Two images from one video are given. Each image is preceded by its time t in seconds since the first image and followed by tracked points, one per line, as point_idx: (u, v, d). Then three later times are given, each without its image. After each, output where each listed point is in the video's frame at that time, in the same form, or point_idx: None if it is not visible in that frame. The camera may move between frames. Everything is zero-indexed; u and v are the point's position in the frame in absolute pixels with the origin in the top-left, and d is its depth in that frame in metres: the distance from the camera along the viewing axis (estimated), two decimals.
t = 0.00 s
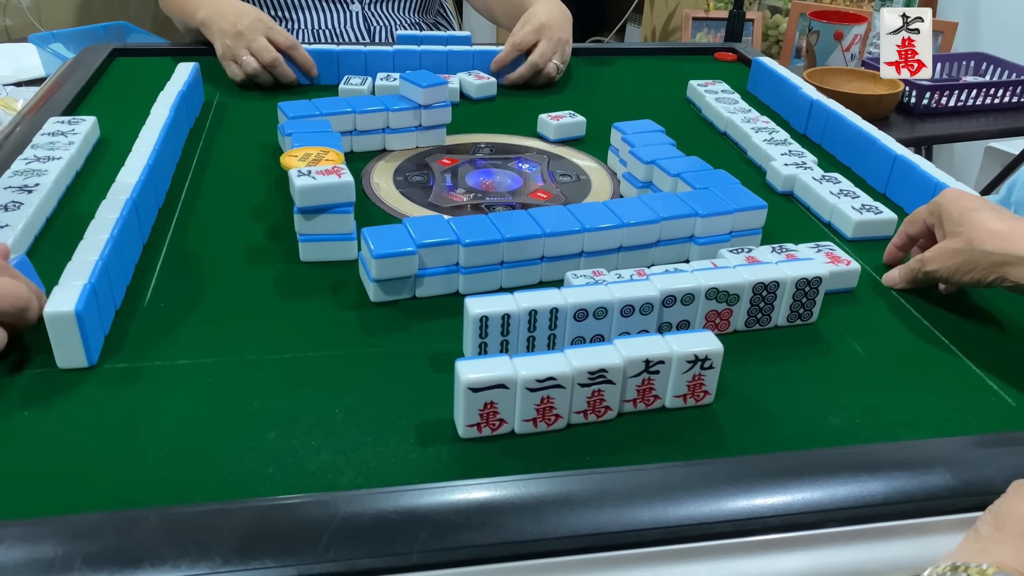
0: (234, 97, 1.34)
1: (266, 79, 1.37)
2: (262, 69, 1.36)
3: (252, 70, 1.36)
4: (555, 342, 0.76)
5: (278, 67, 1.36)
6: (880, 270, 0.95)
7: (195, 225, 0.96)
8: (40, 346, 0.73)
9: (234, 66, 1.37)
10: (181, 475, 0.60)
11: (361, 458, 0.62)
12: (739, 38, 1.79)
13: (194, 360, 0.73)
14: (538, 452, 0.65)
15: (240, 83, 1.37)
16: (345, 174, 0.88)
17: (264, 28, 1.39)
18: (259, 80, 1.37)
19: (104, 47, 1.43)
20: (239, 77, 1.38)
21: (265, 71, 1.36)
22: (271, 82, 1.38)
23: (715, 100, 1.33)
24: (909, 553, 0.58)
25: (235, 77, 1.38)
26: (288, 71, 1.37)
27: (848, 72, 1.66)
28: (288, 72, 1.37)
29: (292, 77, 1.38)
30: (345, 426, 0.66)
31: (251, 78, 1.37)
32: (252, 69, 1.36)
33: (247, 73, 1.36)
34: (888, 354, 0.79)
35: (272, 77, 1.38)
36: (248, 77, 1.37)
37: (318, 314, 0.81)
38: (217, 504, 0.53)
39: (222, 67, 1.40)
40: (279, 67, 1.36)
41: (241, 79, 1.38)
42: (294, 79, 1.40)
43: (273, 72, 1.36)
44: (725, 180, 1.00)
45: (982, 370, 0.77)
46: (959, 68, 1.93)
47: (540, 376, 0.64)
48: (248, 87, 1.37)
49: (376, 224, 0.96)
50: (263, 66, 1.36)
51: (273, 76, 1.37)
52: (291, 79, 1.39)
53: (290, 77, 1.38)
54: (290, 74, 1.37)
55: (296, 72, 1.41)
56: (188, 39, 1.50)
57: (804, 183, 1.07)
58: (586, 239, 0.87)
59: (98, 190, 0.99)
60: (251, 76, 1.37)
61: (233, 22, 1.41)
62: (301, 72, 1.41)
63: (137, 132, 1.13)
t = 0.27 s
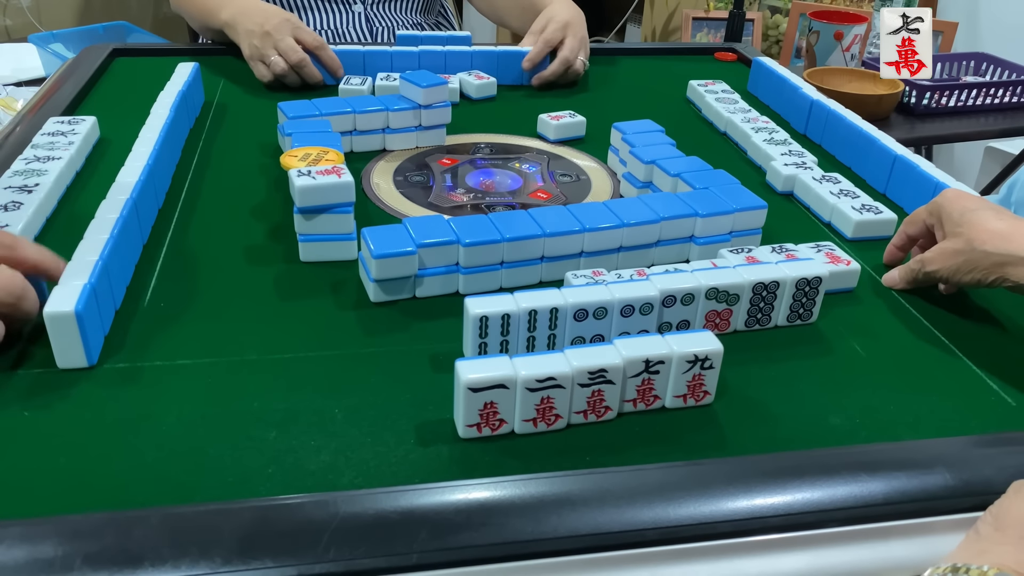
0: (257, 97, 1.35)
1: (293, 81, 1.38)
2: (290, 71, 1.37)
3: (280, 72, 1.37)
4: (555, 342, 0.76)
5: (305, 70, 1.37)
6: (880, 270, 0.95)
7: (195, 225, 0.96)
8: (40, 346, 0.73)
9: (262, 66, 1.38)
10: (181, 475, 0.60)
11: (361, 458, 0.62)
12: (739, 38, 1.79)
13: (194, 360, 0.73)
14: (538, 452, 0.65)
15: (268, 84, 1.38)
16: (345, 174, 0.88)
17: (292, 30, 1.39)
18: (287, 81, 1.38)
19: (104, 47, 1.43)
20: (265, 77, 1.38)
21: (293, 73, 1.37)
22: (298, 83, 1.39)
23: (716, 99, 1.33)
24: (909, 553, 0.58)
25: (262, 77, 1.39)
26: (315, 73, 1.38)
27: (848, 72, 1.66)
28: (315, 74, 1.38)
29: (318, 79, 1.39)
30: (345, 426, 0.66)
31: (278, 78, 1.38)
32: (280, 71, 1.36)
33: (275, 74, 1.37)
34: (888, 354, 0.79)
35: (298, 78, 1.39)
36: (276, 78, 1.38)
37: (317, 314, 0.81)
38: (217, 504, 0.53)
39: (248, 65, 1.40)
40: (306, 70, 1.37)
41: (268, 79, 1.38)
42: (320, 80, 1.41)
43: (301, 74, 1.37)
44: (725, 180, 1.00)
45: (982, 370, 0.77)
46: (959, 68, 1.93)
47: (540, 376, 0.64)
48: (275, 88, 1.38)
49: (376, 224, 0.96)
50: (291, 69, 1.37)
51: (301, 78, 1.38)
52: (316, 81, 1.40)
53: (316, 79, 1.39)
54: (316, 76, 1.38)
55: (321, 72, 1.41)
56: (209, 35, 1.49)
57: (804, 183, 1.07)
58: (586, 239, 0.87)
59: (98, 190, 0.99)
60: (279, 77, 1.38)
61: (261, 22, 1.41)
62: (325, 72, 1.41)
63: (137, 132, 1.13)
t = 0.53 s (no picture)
0: (244, 97, 1.35)
1: (280, 81, 1.38)
2: (271, 72, 1.37)
3: (263, 75, 1.38)
4: (555, 342, 0.76)
5: (281, 67, 1.35)
6: (880, 270, 0.95)
7: (195, 225, 0.96)
8: (40, 346, 0.73)
9: (250, 71, 1.40)
10: (181, 474, 0.60)
11: (361, 458, 0.62)
12: (739, 38, 1.79)
13: (193, 360, 0.73)
14: (538, 452, 0.65)
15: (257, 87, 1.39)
16: (345, 174, 0.88)
17: (270, 30, 1.39)
18: (275, 83, 1.39)
19: (104, 48, 1.43)
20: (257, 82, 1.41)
21: (274, 73, 1.37)
22: (285, 82, 1.38)
23: (716, 100, 1.33)
24: (908, 552, 0.58)
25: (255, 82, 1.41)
26: (291, 68, 1.36)
27: (848, 72, 1.66)
28: (290, 70, 1.36)
29: (299, 73, 1.37)
30: (345, 426, 0.66)
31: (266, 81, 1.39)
32: (263, 74, 1.37)
33: (260, 77, 1.39)
34: (888, 354, 0.79)
35: (280, 77, 1.38)
36: (263, 81, 1.39)
37: (317, 314, 0.81)
38: (217, 504, 0.53)
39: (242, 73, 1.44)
40: (281, 67, 1.35)
41: (259, 84, 1.40)
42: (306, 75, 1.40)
43: (280, 73, 1.36)
44: (725, 180, 1.00)
45: (982, 370, 0.77)
46: (959, 68, 1.93)
47: (540, 376, 0.64)
48: (265, 90, 1.39)
49: (376, 224, 0.96)
50: (270, 69, 1.36)
51: (283, 77, 1.37)
52: (299, 76, 1.38)
53: (297, 74, 1.37)
54: (293, 71, 1.36)
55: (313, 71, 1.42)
56: (205, 42, 1.52)
57: (804, 183, 1.07)
58: (586, 239, 0.87)
59: (98, 190, 0.99)
60: (266, 80, 1.39)
61: (244, 25, 1.43)
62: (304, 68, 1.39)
63: (137, 132, 1.13)
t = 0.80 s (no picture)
0: (237, 98, 1.35)
1: (269, 85, 1.38)
2: (259, 76, 1.36)
3: (252, 78, 1.38)
4: (555, 342, 0.76)
5: (269, 71, 1.35)
6: (880, 270, 0.95)
7: (195, 225, 0.96)
8: (40, 346, 0.73)
9: (240, 73, 1.40)
10: (182, 474, 0.60)
11: (361, 458, 0.62)
12: (739, 38, 1.79)
13: (193, 360, 0.73)
14: (538, 452, 0.65)
15: (248, 89, 1.39)
16: (345, 174, 0.88)
17: (261, 33, 1.39)
18: (264, 86, 1.39)
19: (104, 48, 1.43)
20: (248, 84, 1.41)
21: (263, 77, 1.37)
22: (273, 86, 1.38)
23: (715, 99, 1.33)
24: (908, 553, 0.58)
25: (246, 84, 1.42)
26: (279, 73, 1.35)
27: (848, 72, 1.66)
28: (278, 74, 1.35)
29: (287, 78, 1.37)
30: (345, 426, 0.66)
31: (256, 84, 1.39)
32: (252, 78, 1.37)
33: (250, 79, 1.38)
34: (888, 354, 0.79)
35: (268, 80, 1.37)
36: (253, 83, 1.39)
37: (317, 313, 0.81)
38: (217, 504, 0.53)
39: (235, 73, 1.44)
40: (269, 71, 1.35)
41: (249, 86, 1.40)
42: (296, 80, 1.40)
43: (268, 76, 1.36)
44: (725, 180, 1.00)
45: (982, 370, 0.77)
46: (959, 68, 1.93)
47: (540, 376, 0.64)
48: (255, 91, 1.39)
49: (376, 224, 0.96)
50: (258, 73, 1.36)
51: (270, 81, 1.37)
52: (287, 81, 1.37)
53: (285, 79, 1.37)
54: (281, 76, 1.36)
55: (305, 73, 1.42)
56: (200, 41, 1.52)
57: (804, 183, 1.07)
58: (586, 239, 0.87)
59: (98, 190, 0.99)
60: (256, 82, 1.39)
61: (236, 27, 1.42)
62: (291, 73, 1.38)
63: (137, 132, 1.13)
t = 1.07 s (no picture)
0: (238, 98, 1.35)
1: (269, 85, 1.38)
2: (260, 76, 1.36)
3: (252, 78, 1.37)
4: (555, 341, 0.76)
5: (270, 71, 1.35)
6: (880, 270, 0.95)
7: (195, 225, 0.96)
8: (40, 346, 0.73)
9: (241, 73, 1.39)
10: (181, 474, 0.60)
11: (361, 458, 0.62)
12: (739, 38, 1.79)
13: (193, 360, 0.73)
14: (538, 452, 0.65)
15: (248, 89, 1.39)
16: (345, 174, 0.88)
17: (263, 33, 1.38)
18: (265, 86, 1.39)
19: (104, 48, 1.43)
20: (249, 84, 1.41)
21: (263, 77, 1.36)
22: (273, 87, 1.38)
23: (715, 100, 1.33)
24: (908, 553, 0.58)
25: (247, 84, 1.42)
26: (280, 73, 1.35)
27: (848, 72, 1.66)
28: (279, 75, 1.35)
29: (288, 79, 1.37)
30: (345, 426, 0.66)
31: (257, 84, 1.39)
32: (252, 77, 1.37)
33: (250, 79, 1.38)
34: (888, 354, 0.79)
35: (268, 80, 1.37)
36: (253, 83, 1.38)
37: (317, 313, 0.81)
38: (217, 504, 0.53)
39: (235, 73, 1.44)
40: (270, 71, 1.35)
41: (250, 87, 1.40)
42: (297, 82, 1.39)
43: (268, 76, 1.36)
44: (725, 180, 1.00)
45: (982, 370, 0.77)
46: (959, 68, 1.93)
47: (540, 376, 0.64)
48: (255, 91, 1.39)
49: (376, 224, 0.96)
50: (258, 73, 1.36)
51: (271, 81, 1.36)
52: (288, 81, 1.37)
53: (285, 79, 1.36)
54: (282, 76, 1.36)
55: (306, 74, 1.42)
56: (200, 41, 1.52)
57: (804, 183, 1.07)
58: (586, 239, 0.87)
59: (98, 190, 0.99)
60: (256, 82, 1.39)
61: (239, 27, 1.42)
62: (292, 75, 1.38)
63: (137, 132, 1.13)
